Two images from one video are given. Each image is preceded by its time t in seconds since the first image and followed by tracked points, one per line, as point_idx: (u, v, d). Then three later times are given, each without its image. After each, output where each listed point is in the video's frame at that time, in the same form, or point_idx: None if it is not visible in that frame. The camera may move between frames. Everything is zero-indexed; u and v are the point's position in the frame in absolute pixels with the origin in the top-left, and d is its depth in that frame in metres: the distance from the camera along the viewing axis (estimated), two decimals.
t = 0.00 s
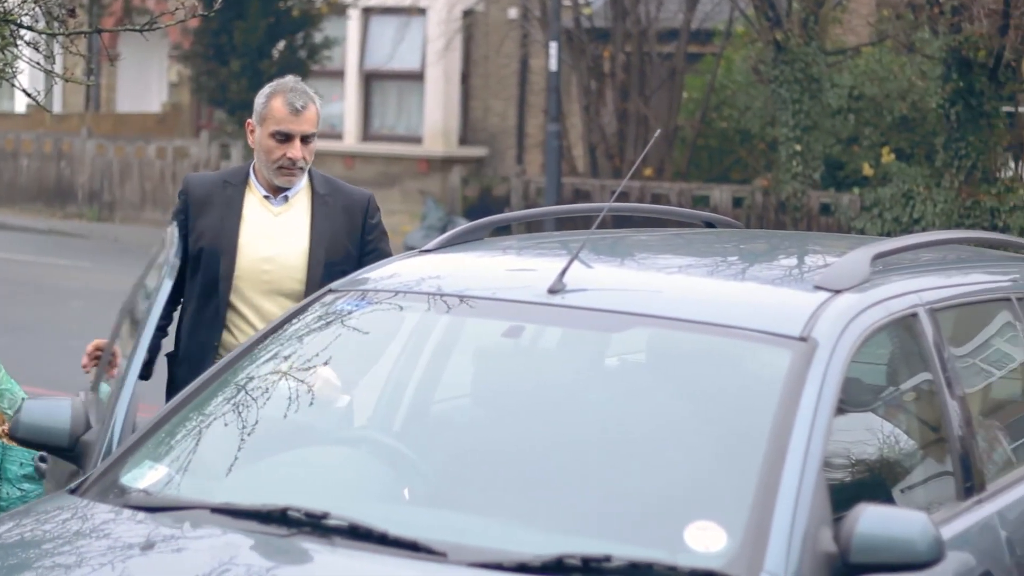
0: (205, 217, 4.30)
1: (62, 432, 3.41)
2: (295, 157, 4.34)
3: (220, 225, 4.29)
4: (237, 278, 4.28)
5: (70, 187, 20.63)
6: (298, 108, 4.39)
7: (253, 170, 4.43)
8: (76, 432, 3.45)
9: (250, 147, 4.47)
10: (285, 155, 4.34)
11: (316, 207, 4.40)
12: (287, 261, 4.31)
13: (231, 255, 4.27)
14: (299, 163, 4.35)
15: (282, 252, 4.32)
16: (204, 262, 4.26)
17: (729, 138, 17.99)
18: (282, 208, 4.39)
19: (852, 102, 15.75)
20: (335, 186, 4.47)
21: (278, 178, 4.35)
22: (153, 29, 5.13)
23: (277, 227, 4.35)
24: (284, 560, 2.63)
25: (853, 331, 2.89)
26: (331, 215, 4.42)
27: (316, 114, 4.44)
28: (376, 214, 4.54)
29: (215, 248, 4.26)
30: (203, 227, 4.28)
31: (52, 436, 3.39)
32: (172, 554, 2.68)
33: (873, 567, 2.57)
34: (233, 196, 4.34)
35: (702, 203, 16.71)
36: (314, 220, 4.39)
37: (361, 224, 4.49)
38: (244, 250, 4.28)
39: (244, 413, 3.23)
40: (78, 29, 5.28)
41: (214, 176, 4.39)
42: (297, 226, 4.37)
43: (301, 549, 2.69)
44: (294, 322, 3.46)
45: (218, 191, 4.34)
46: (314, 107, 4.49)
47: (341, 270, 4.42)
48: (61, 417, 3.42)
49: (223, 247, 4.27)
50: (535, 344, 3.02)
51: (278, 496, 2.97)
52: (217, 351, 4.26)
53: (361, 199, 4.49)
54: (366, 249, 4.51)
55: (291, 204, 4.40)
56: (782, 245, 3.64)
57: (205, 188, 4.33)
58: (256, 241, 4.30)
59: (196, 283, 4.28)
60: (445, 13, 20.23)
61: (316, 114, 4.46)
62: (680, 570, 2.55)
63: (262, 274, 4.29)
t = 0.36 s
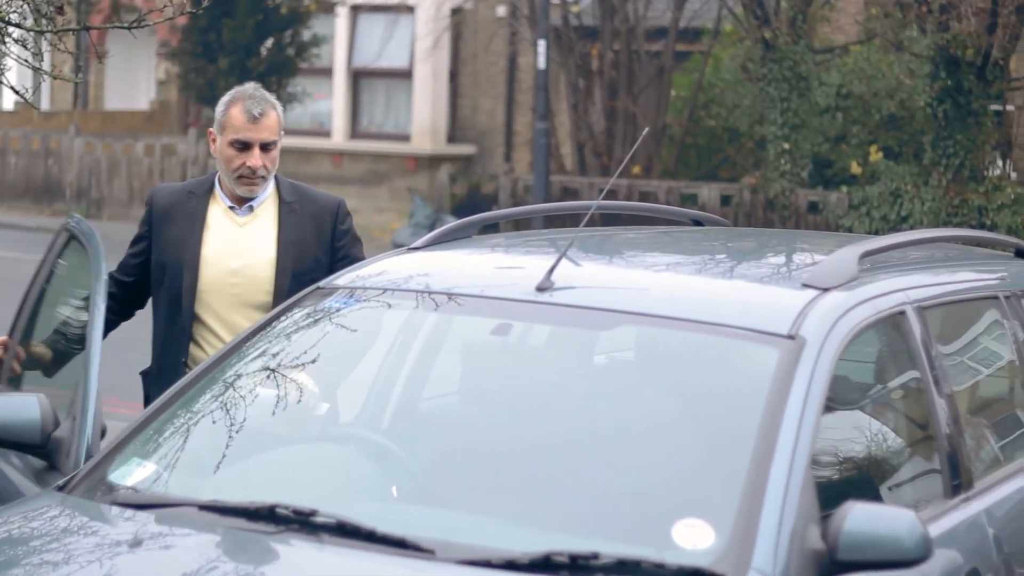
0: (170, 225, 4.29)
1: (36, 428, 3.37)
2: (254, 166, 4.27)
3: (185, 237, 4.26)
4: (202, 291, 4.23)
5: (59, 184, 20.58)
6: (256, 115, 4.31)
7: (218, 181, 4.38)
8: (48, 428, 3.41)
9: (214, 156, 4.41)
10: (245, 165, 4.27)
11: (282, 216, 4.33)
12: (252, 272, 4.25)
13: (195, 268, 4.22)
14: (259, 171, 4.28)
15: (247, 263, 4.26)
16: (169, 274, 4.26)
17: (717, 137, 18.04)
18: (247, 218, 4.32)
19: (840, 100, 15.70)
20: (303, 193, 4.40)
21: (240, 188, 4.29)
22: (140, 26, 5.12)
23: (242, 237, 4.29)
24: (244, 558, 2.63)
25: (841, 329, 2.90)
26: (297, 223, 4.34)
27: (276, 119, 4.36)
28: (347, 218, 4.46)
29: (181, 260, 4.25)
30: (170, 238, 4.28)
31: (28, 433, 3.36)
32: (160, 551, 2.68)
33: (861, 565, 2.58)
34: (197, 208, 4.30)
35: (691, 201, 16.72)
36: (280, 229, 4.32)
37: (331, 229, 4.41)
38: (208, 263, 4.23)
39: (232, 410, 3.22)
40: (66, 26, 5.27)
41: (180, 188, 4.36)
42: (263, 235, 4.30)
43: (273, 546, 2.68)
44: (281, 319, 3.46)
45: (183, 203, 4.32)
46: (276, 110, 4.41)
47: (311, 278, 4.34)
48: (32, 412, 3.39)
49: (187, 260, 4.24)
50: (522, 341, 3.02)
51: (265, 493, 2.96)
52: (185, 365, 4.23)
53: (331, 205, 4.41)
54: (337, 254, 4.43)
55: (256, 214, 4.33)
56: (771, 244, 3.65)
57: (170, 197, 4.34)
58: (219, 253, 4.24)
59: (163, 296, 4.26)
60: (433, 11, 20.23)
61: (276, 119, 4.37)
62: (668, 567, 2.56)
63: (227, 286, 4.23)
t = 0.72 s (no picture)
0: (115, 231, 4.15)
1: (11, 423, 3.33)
2: (197, 161, 4.09)
3: (129, 241, 4.13)
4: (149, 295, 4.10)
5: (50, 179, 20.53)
6: (197, 108, 4.12)
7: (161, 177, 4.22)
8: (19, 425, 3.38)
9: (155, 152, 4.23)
10: (188, 161, 4.10)
11: (229, 210, 4.20)
12: (201, 273, 4.12)
13: (141, 272, 4.10)
14: (203, 167, 4.11)
15: (196, 263, 4.13)
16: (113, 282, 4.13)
17: (708, 131, 18.05)
18: (193, 215, 4.18)
19: (831, 94, 15.81)
20: (250, 186, 4.26)
21: (184, 185, 4.12)
22: (131, 20, 5.10)
23: (189, 235, 4.16)
24: (194, 572, 2.56)
25: (832, 323, 2.91)
26: (246, 218, 4.22)
27: (218, 111, 4.17)
28: (295, 211, 4.35)
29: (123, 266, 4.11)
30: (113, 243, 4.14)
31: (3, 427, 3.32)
32: (153, 546, 2.68)
33: (852, 560, 2.59)
34: (141, 208, 4.15)
35: (682, 195, 16.73)
36: (229, 224, 4.19)
37: (281, 222, 4.30)
38: (154, 265, 4.11)
39: (224, 405, 3.22)
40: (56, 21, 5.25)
41: (123, 187, 4.20)
42: (209, 232, 4.17)
43: (228, 548, 2.65)
44: (273, 314, 3.46)
45: (125, 203, 4.17)
46: (217, 102, 4.22)
47: (264, 274, 4.21)
48: (6, 407, 3.35)
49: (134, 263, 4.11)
50: (514, 336, 3.02)
51: (257, 488, 2.97)
52: (127, 372, 4.12)
53: (279, 196, 4.30)
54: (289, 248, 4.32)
55: (203, 211, 4.19)
56: (763, 238, 3.65)
57: (111, 198, 4.18)
58: (165, 254, 4.11)
59: (108, 304, 4.13)
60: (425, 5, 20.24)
61: (218, 111, 4.19)
62: (659, 562, 2.56)
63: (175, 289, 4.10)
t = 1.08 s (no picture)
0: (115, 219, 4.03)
1: None
2: (184, 149, 4.05)
3: (133, 231, 4.04)
4: (159, 288, 4.05)
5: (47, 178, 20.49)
6: (182, 96, 4.08)
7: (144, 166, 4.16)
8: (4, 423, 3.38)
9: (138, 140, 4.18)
10: (173, 149, 4.05)
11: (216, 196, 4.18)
12: (204, 263, 4.10)
13: (150, 265, 4.02)
14: (188, 156, 4.07)
15: (196, 253, 4.09)
16: (123, 272, 4.02)
17: (705, 130, 18.04)
18: (184, 202, 4.14)
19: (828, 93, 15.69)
20: (229, 170, 4.25)
21: (168, 173, 4.07)
22: (128, 19, 5.08)
23: (184, 223, 4.11)
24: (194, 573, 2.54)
25: (829, 321, 2.91)
26: (235, 207, 4.20)
27: (201, 98, 4.13)
28: (275, 193, 4.36)
29: (136, 257, 4.02)
30: (116, 234, 4.02)
31: None
32: (149, 546, 2.67)
33: (849, 560, 2.59)
34: (134, 200, 4.07)
35: (679, 195, 16.72)
36: (219, 211, 4.16)
37: (266, 206, 4.29)
38: (162, 256, 4.05)
39: (221, 404, 3.22)
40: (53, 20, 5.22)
41: (106, 179, 4.09)
42: (201, 218, 4.14)
43: (211, 554, 2.63)
44: (270, 313, 3.46)
45: (115, 194, 4.06)
46: (199, 88, 4.17)
47: (258, 259, 4.22)
48: None
49: (142, 255, 4.03)
50: (512, 336, 3.02)
51: (254, 487, 2.97)
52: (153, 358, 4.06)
53: (259, 178, 4.29)
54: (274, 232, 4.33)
55: (191, 199, 4.15)
56: (760, 237, 3.65)
57: (100, 191, 4.05)
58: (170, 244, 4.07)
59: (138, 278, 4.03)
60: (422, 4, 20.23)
61: (202, 98, 4.14)
62: (657, 562, 2.56)
63: (174, 283, 4.07)
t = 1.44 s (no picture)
0: (134, 238, 4.00)
1: None
2: (199, 170, 4.05)
3: (154, 252, 4.01)
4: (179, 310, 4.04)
5: (46, 177, 20.45)
6: (196, 116, 4.09)
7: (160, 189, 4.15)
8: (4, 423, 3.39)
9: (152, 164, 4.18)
10: (189, 170, 4.05)
11: (234, 219, 4.18)
12: (222, 288, 4.11)
13: (171, 283, 4.02)
14: (204, 177, 4.07)
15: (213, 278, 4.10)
16: (145, 294, 4.00)
17: (704, 130, 18.04)
18: (201, 223, 4.13)
19: (827, 92, 15.92)
20: (247, 196, 4.26)
21: (184, 196, 4.07)
22: (127, 19, 5.07)
23: (202, 245, 4.11)
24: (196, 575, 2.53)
25: (828, 321, 2.91)
26: (253, 231, 4.20)
27: (215, 119, 4.14)
28: (290, 222, 4.37)
29: (158, 279, 4.00)
30: (136, 254, 3.99)
31: None
32: (149, 544, 2.67)
33: (849, 558, 2.59)
34: (152, 220, 4.05)
35: (678, 193, 16.71)
36: (237, 235, 4.16)
37: (281, 234, 4.30)
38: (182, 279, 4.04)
39: (220, 403, 3.22)
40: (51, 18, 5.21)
41: (125, 201, 4.06)
42: (219, 241, 4.14)
43: (211, 552, 2.63)
44: (270, 311, 3.46)
45: (133, 214, 4.04)
46: (212, 110, 4.18)
47: (272, 284, 4.23)
48: None
49: (164, 277, 4.01)
50: (510, 336, 3.02)
51: (253, 484, 2.97)
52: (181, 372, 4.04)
53: (276, 206, 4.30)
54: (288, 259, 4.34)
55: (209, 220, 4.15)
56: (759, 236, 3.65)
57: (117, 211, 4.03)
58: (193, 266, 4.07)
59: (161, 290, 4.00)
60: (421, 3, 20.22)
61: (215, 119, 4.15)
62: (656, 560, 2.56)
63: (190, 306, 4.06)
